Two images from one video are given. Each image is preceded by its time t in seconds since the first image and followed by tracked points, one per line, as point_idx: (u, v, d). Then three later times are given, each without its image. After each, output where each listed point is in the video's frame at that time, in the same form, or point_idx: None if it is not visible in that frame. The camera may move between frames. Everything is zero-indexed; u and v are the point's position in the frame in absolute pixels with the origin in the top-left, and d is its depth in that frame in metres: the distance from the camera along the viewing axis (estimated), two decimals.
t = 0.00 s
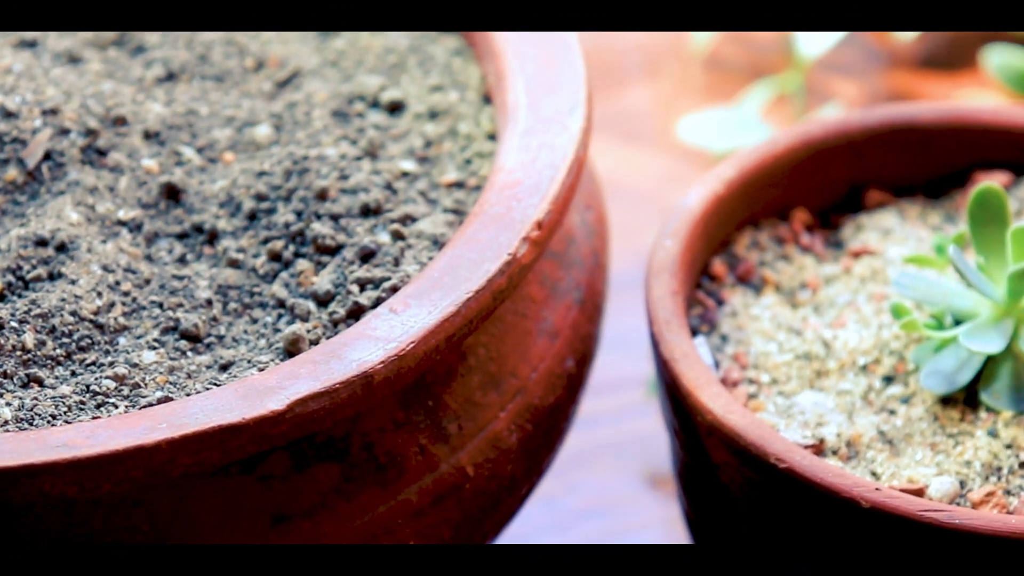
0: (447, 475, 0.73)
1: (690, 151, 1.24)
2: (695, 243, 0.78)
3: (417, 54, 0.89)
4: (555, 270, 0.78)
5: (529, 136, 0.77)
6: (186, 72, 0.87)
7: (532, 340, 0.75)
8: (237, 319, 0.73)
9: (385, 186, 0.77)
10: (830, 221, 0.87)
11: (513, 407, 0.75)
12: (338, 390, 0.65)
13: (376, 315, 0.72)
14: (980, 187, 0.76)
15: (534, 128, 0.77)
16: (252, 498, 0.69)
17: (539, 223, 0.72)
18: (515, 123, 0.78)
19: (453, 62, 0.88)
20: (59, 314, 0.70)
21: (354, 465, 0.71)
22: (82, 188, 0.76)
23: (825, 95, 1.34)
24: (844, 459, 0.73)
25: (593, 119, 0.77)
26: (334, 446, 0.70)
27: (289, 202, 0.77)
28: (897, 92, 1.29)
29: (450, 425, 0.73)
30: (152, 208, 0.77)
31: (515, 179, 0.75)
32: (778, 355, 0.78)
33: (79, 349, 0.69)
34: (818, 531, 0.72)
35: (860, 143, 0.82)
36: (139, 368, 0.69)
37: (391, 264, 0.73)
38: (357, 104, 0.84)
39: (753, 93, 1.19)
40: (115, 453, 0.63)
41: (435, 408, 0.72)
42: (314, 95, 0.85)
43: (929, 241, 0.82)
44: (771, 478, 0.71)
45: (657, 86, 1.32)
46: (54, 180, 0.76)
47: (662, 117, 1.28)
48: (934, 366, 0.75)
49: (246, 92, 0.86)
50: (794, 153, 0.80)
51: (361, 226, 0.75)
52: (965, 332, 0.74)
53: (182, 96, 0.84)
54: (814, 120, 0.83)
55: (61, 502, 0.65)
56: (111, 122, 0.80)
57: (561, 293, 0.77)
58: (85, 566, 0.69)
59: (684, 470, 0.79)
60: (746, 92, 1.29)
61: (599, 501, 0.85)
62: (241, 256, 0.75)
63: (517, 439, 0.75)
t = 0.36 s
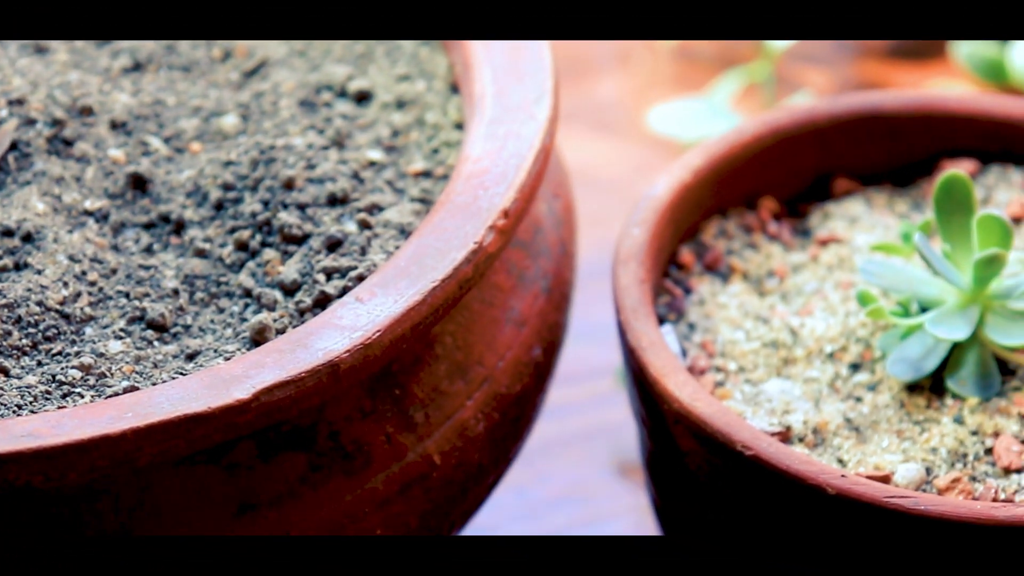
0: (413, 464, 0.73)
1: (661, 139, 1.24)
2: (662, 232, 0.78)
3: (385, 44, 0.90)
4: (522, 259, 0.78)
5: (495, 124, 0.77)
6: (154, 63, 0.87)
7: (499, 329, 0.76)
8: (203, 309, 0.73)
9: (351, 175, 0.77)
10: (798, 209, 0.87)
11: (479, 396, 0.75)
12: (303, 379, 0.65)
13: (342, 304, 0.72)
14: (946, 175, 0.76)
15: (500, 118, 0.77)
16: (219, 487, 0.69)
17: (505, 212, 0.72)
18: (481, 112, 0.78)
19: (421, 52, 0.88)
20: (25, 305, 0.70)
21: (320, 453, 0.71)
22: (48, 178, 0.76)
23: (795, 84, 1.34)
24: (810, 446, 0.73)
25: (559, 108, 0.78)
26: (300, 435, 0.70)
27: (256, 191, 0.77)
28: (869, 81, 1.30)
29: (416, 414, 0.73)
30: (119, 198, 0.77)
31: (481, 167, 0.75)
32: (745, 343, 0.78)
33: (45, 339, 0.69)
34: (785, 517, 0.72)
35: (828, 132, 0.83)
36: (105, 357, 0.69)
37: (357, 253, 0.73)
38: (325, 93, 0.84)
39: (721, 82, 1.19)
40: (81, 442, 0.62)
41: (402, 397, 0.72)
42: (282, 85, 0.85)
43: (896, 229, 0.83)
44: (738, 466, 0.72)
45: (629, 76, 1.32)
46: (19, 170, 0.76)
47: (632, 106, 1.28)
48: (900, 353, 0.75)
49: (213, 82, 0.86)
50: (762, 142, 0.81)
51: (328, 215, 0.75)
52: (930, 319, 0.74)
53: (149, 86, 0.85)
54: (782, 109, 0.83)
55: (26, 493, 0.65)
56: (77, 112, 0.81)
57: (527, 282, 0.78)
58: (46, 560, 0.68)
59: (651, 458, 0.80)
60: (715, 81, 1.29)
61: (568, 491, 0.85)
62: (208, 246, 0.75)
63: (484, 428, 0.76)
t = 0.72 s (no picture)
0: (374, 456, 0.73)
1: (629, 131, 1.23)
2: (624, 223, 0.79)
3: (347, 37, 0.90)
4: (483, 251, 0.78)
5: (455, 116, 0.78)
6: (114, 56, 0.87)
7: (460, 321, 0.76)
8: (163, 302, 0.72)
9: (312, 167, 0.77)
10: (761, 201, 0.88)
11: (440, 388, 0.75)
12: (262, 370, 0.65)
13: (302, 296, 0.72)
14: (905, 166, 0.76)
15: (460, 110, 0.78)
16: (179, 479, 0.69)
17: (465, 204, 0.73)
18: (442, 103, 0.79)
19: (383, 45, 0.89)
20: None
21: (280, 446, 0.70)
22: (7, 171, 0.76)
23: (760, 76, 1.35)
24: (771, 437, 0.73)
25: (520, 101, 0.78)
26: (260, 427, 0.70)
27: (217, 183, 0.77)
28: (835, 73, 1.31)
29: (377, 406, 0.73)
30: (79, 190, 0.77)
31: (442, 159, 0.75)
32: (707, 335, 0.78)
33: (3, 332, 0.68)
34: (746, 508, 0.72)
35: (789, 123, 0.83)
36: (64, 350, 0.68)
37: (318, 245, 0.73)
38: (286, 86, 0.85)
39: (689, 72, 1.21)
40: (39, 435, 0.62)
41: (362, 389, 0.72)
42: (243, 77, 0.85)
43: (858, 220, 0.84)
44: (699, 456, 0.72)
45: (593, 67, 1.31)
46: None
47: (597, 101, 1.26)
48: (861, 344, 0.75)
49: (174, 74, 0.86)
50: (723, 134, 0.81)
51: (288, 207, 0.75)
52: (890, 310, 0.74)
53: (109, 79, 0.85)
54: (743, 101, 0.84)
55: None
56: (37, 104, 0.80)
57: (488, 274, 0.78)
58: None
59: (614, 450, 0.80)
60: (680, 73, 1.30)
61: (532, 483, 0.85)
62: (168, 238, 0.75)
63: (445, 420, 0.76)
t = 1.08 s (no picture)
0: (322, 444, 0.73)
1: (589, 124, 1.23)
2: (574, 210, 0.79)
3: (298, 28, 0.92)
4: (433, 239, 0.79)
5: (405, 104, 0.79)
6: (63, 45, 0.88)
7: (409, 309, 0.76)
8: (110, 290, 0.72)
9: (262, 155, 0.78)
10: (714, 189, 0.90)
11: (389, 375, 0.75)
12: (208, 358, 0.64)
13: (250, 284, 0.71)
14: (857, 154, 0.76)
15: (410, 97, 0.79)
16: (124, 468, 0.67)
17: (413, 191, 0.72)
18: (393, 92, 0.80)
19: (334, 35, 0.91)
20: None
21: (226, 434, 0.70)
22: None
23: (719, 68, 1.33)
24: (721, 425, 0.73)
25: (469, 90, 0.80)
26: (206, 416, 0.69)
27: (165, 171, 0.77)
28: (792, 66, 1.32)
29: (325, 395, 0.72)
30: (26, 178, 0.77)
31: (390, 148, 0.75)
32: (658, 323, 0.79)
33: None
34: (696, 498, 0.72)
35: (741, 111, 0.86)
36: (9, 338, 0.68)
37: (266, 233, 0.73)
38: (236, 75, 0.86)
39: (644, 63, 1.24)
40: None
41: (310, 377, 0.72)
42: (192, 66, 0.87)
43: (809, 208, 0.86)
44: (649, 445, 0.71)
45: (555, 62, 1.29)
46: None
47: (555, 91, 1.24)
48: (812, 332, 0.75)
49: (123, 64, 0.87)
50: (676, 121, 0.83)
51: (237, 195, 0.75)
52: (840, 298, 0.74)
53: (58, 68, 0.86)
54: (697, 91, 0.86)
55: None
56: None
57: (438, 262, 0.78)
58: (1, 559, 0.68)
59: (565, 439, 0.79)
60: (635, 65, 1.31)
61: (485, 473, 0.85)
62: (116, 227, 0.74)
63: (394, 409, 0.76)
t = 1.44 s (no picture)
0: (286, 435, 0.72)
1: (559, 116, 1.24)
2: (538, 202, 0.79)
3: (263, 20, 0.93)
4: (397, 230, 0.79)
5: (367, 95, 0.79)
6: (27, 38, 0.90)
7: (373, 301, 0.76)
8: (72, 283, 0.71)
9: (225, 147, 0.78)
10: (679, 179, 0.92)
11: (353, 367, 0.75)
12: (169, 350, 0.63)
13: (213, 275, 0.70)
14: (819, 144, 0.75)
15: (372, 89, 0.79)
16: (85, 461, 0.66)
17: (376, 182, 0.72)
18: (355, 83, 0.81)
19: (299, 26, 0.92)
20: None
21: (190, 426, 0.69)
22: None
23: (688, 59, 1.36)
24: (686, 416, 0.73)
25: (433, 81, 0.80)
26: (170, 408, 0.68)
27: (127, 163, 0.77)
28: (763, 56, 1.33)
29: (289, 386, 0.72)
30: None
31: (353, 139, 0.76)
32: (623, 314, 0.79)
33: None
34: (663, 491, 0.71)
35: (705, 102, 0.88)
36: None
37: (228, 225, 0.72)
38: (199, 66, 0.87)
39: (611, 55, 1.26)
40: None
41: (274, 369, 0.71)
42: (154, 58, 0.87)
43: (774, 199, 0.87)
44: (614, 436, 0.71)
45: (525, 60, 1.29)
46: None
47: (524, 81, 1.24)
48: (776, 322, 0.75)
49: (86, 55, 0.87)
50: (642, 112, 0.85)
51: (199, 186, 0.75)
52: (805, 288, 0.74)
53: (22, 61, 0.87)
54: (662, 83, 0.87)
55: None
56: None
57: (403, 254, 0.78)
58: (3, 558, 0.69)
59: (530, 430, 0.79)
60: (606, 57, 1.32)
61: (453, 465, 0.85)
62: (78, 219, 0.74)
63: (358, 400, 0.76)
